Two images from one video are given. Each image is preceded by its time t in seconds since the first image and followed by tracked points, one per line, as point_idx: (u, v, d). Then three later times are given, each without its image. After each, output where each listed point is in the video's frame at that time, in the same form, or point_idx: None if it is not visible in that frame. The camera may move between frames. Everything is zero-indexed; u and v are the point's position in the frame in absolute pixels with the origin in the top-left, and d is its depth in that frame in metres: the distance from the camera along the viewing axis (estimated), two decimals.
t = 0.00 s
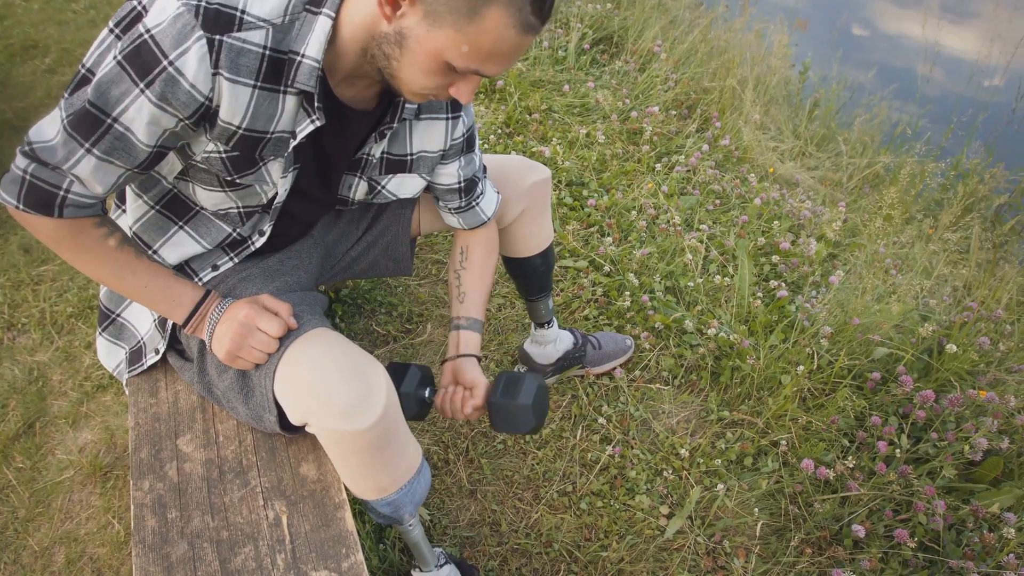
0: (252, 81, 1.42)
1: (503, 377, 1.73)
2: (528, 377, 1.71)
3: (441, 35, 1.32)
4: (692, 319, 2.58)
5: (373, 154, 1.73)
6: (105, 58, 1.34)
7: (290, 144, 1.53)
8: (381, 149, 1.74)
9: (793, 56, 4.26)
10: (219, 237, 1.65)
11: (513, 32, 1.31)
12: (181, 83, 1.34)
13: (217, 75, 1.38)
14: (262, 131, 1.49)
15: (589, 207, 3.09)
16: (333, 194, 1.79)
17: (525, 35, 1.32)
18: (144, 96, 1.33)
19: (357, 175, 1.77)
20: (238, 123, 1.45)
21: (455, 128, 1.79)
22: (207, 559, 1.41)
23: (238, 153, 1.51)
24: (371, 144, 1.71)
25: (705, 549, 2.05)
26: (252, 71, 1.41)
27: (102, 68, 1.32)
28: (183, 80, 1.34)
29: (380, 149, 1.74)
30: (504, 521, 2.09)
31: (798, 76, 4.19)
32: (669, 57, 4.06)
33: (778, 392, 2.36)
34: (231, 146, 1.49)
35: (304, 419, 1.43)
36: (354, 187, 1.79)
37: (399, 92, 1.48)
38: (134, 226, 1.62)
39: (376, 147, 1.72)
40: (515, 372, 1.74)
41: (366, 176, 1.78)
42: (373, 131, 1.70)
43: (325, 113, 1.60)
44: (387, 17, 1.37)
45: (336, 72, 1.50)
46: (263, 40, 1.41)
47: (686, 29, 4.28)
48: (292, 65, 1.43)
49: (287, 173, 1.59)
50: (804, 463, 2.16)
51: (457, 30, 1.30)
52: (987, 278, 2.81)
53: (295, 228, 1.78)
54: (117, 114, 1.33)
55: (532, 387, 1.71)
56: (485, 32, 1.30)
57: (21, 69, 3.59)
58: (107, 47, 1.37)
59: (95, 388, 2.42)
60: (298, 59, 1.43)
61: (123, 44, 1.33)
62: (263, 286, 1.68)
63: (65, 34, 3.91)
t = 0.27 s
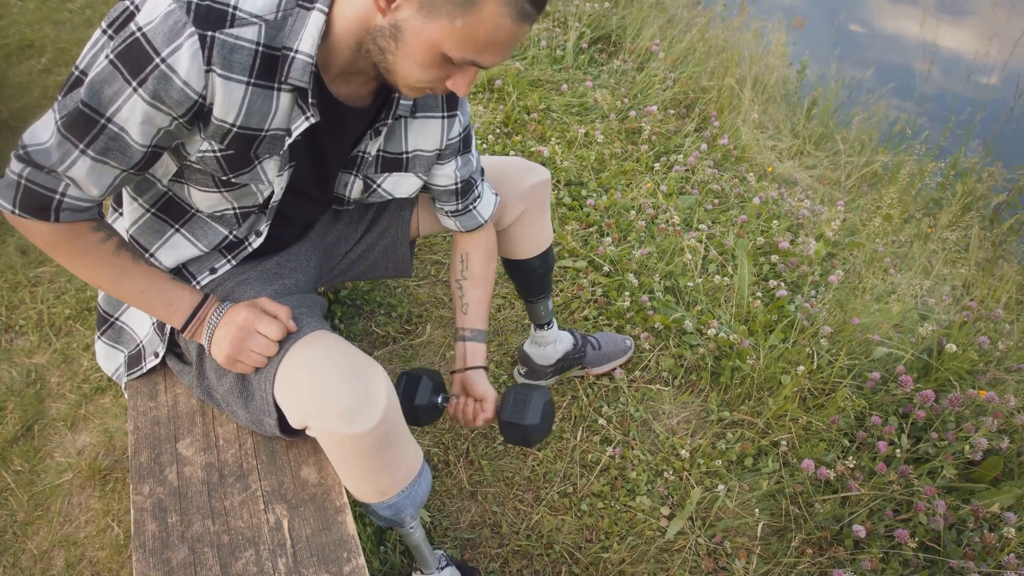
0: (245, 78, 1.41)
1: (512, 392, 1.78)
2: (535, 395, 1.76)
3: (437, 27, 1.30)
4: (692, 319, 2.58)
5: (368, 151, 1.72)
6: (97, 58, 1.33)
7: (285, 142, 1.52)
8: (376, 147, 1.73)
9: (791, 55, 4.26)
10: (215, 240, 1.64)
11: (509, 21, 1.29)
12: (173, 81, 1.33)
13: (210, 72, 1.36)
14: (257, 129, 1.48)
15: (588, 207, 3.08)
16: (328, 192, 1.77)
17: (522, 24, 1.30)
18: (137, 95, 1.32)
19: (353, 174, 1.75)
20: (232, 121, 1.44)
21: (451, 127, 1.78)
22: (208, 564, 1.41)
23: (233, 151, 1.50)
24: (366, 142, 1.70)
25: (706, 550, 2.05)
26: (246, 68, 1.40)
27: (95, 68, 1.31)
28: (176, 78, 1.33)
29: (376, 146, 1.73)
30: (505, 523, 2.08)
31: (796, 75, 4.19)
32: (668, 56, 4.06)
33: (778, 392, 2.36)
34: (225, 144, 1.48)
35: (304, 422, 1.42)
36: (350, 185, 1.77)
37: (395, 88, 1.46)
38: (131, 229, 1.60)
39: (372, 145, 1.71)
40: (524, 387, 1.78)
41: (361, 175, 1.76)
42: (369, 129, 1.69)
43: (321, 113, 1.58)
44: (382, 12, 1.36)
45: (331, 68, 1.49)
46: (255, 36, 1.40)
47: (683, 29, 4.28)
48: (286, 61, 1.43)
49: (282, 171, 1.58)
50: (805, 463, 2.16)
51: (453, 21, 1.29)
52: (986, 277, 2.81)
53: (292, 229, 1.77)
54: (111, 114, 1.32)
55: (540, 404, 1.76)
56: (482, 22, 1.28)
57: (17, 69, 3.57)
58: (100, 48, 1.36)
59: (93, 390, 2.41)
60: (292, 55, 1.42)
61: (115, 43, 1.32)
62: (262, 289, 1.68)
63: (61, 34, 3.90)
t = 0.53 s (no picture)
0: (241, 75, 1.39)
1: (521, 394, 1.80)
2: (544, 397, 1.77)
3: (435, 18, 1.28)
4: (693, 320, 2.58)
5: (366, 150, 1.71)
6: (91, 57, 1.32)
7: (283, 141, 1.51)
8: (374, 145, 1.72)
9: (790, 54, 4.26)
10: (214, 244, 1.63)
11: (510, 10, 1.25)
12: (168, 79, 1.32)
13: (205, 69, 1.35)
14: (254, 127, 1.46)
15: (589, 208, 3.08)
16: (327, 190, 1.76)
17: (522, 11, 1.26)
18: (133, 94, 1.30)
19: (351, 172, 1.74)
20: (228, 120, 1.42)
21: (449, 129, 1.76)
22: (212, 571, 1.41)
23: (230, 151, 1.48)
24: (364, 140, 1.69)
25: (710, 552, 2.05)
26: (241, 65, 1.39)
27: (90, 69, 1.30)
28: (171, 76, 1.32)
29: (374, 144, 1.72)
30: (508, 526, 2.08)
31: (796, 74, 4.19)
32: (667, 56, 4.05)
33: (780, 394, 2.35)
34: (222, 144, 1.46)
35: (307, 428, 1.41)
36: (348, 184, 1.75)
37: (397, 83, 1.45)
38: (130, 235, 1.60)
39: (370, 142, 1.70)
40: (533, 388, 1.80)
41: (359, 174, 1.75)
42: (366, 127, 1.68)
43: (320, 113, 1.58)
44: (381, 6, 1.35)
45: (330, 66, 1.48)
46: (250, 33, 1.39)
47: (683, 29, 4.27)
48: (281, 58, 1.41)
49: (280, 170, 1.56)
50: (808, 465, 2.16)
51: (451, 11, 1.26)
52: (987, 277, 2.81)
53: (291, 233, 1.76)
54: (107, 114, 1.31)
55: (549, 405, 1.78)
56: (481, 12, 1.24)
57: (15, 72, 3.56)
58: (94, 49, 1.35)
59: (94, 395, 2.40)
60: (288, 52, 1.41)
61: (110, 43, 1.31)
62: (262, 294, 1.66)
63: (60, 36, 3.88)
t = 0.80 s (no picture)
0: (238, 76, 1.39)
1: (526, 390, 1.85)
2: (549, 396, 1.81)
3: (434, 17, 1.27)
4: (692, 321, 2.58)
5: (363, 149, 1.70)
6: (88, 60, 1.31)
7: (281, 142, 1.50)
8: (371, 145, 1.71)
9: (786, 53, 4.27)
10: (213, 248, 1.62)
11: (508, 7, 1.25)
12: (165, 81, 1.31)
13: (201, 71, 1.34)
14: (251, 129, 1.46)
15: (587, 208, 3.07)
16: (325, 194, 1.76)
17: (520, 9, 1.25)
18: (130, 96, 1.30)
19: (348, 173, 1.74)
20: (225, 121, 1.41)
21: (446, 129, 1.75)
22: None
23: (228, 153, 1.47)
24: (361, 139, 1.68)
25: (711, 554, 2.04)
26: (238, 66, 1.38)
27: (86, 72, 1.29)
28: (168, 77, 1.31)
29: (371, 144, 1.71)
30: (510, 529, 2.08)
31: (792, 73, 4.20)
32: (664, 56, 4.05)
33: (780, 394, 2.35)
34: (219, 146, 1.45)
35: (308, 433, 1.40)
36: (345, 185, 1.75)
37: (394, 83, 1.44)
38: (128, 239, 1.58)
39: (367, 142, 1.69)
40: (538, 384, 1.85)
41: (356, 174, 1.74)
42: (364, 127, 1.67)
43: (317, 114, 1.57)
44: (378, 6, 1.34)
45: (327, 66, 1.47)
46: (247, 34, 1.38)
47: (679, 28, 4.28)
48: (278, 59, 1.41)
49: (277, 173, 1.55)
50: (808, 466, 2.16)
51: (449, 10, 1.25)
52: (986, 275, 2.81)
53: (289, 237, 1.76)
54: (105, 117, 1.30)
55: (553, 403, 1.82)
56: (480, 10, 1.24)
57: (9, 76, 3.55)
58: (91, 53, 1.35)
59: (92, 400, 2.39)
60: (284, 52, 1.40)
61: (106, 45, 1.30)
62: (262, 299, 1.65)
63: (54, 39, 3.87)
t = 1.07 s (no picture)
0: (239, 80, 1.39)
1: (537, 380, 1.93)
2: (558, 388, 1.88)
3: (436, 21, 1.27)
4: (694, 321, 2.57)
5: (364, 154, 1.70)
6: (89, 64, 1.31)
7: (282, 146, 1.50)
8: (372, 149, 1.71)
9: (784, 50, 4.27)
10: (214, 253, 1.61)
11: (510, 10, 1.25)
12: (166, 84, 1.31)
13: (203, 75, 1.34)
14: (252, 132, 1.46)
15: (588, 208, 3.07)
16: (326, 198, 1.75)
17: (521, 12, 1.26)
18: (131, 100, 1.29)
19: (349, 177, 1.74)
20: (226, 125, 1.41)
21: (447, 135, 1.75)
22: None
23: (229, 157, 1.47)
24: (362, 143, 1.68)
25: (715, 554, 2.04)
26: (239, 70, 1.38)
27: (87, 76, 1.29)
28: (169, 81, 1.31)
29: (371, 148, 1.71)
30: (513, 531, 2.08)
31: (790, 70, 4.20)
32: (663, 55, 4.05)
33: (782, 393, 2.35)
34: (220, 150, 1.45)
35: (311, 438, 1.40)
36: (346, 189, 1.75)
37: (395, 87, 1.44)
38: (129, 244, 1.58)
39: (367, 145, 1.69)
40: (549, 375, 1.92)
41: (357, 178, 1.74)
42: (365, 131, 1.67)
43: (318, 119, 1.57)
44: (379, 10, 1.34)
45: (327, 71, 1.47)
46: (248, 38, 1.38)
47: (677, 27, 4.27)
48: (279, 62, 1.41)
49: (279, 177, 1.55)
50: (811, 465, 2.15)
51: (452, 13, 1.25)
52: (987, 272, 2.80)
53: (290, 241, 1.75)
54: (106, 121, 1.30)
55: (564, 395, 1.90)
56: (482, 14, 1.25)
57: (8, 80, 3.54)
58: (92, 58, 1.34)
59: (94, 405, 2.39)
60: (285, 56, 1.40)
61: (107, 49, 1.30)
62: (263, 305, 1.65)
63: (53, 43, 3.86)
